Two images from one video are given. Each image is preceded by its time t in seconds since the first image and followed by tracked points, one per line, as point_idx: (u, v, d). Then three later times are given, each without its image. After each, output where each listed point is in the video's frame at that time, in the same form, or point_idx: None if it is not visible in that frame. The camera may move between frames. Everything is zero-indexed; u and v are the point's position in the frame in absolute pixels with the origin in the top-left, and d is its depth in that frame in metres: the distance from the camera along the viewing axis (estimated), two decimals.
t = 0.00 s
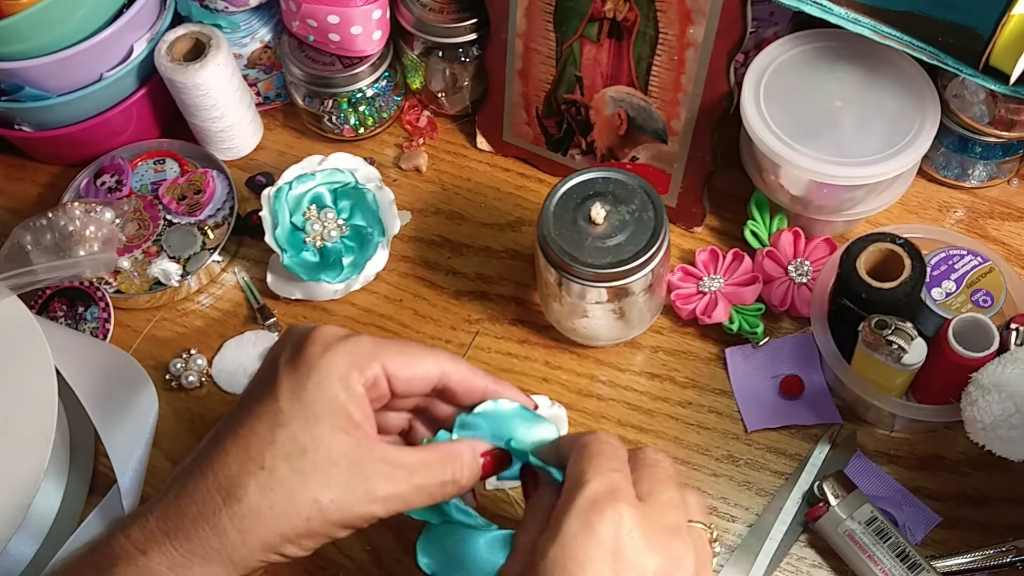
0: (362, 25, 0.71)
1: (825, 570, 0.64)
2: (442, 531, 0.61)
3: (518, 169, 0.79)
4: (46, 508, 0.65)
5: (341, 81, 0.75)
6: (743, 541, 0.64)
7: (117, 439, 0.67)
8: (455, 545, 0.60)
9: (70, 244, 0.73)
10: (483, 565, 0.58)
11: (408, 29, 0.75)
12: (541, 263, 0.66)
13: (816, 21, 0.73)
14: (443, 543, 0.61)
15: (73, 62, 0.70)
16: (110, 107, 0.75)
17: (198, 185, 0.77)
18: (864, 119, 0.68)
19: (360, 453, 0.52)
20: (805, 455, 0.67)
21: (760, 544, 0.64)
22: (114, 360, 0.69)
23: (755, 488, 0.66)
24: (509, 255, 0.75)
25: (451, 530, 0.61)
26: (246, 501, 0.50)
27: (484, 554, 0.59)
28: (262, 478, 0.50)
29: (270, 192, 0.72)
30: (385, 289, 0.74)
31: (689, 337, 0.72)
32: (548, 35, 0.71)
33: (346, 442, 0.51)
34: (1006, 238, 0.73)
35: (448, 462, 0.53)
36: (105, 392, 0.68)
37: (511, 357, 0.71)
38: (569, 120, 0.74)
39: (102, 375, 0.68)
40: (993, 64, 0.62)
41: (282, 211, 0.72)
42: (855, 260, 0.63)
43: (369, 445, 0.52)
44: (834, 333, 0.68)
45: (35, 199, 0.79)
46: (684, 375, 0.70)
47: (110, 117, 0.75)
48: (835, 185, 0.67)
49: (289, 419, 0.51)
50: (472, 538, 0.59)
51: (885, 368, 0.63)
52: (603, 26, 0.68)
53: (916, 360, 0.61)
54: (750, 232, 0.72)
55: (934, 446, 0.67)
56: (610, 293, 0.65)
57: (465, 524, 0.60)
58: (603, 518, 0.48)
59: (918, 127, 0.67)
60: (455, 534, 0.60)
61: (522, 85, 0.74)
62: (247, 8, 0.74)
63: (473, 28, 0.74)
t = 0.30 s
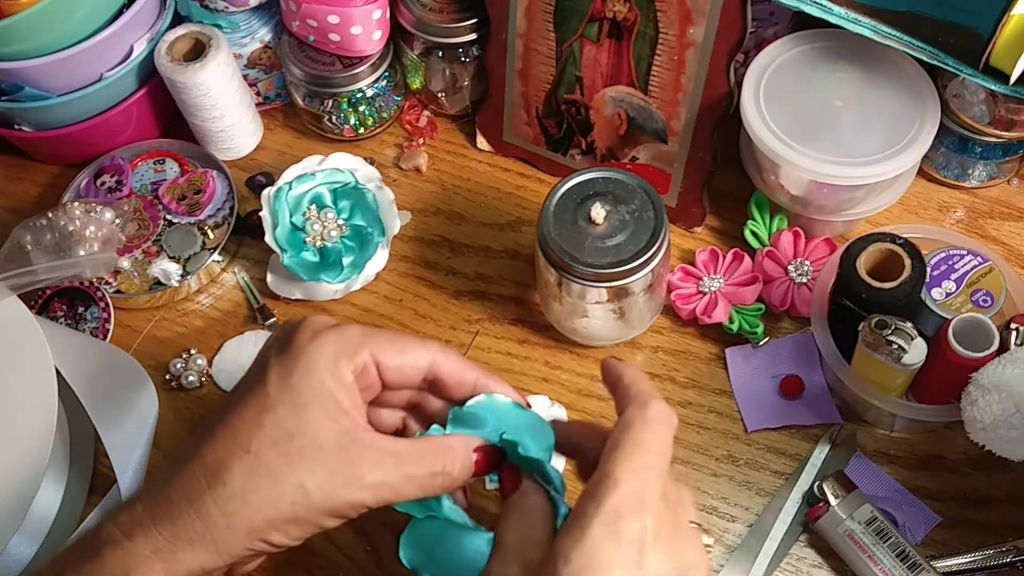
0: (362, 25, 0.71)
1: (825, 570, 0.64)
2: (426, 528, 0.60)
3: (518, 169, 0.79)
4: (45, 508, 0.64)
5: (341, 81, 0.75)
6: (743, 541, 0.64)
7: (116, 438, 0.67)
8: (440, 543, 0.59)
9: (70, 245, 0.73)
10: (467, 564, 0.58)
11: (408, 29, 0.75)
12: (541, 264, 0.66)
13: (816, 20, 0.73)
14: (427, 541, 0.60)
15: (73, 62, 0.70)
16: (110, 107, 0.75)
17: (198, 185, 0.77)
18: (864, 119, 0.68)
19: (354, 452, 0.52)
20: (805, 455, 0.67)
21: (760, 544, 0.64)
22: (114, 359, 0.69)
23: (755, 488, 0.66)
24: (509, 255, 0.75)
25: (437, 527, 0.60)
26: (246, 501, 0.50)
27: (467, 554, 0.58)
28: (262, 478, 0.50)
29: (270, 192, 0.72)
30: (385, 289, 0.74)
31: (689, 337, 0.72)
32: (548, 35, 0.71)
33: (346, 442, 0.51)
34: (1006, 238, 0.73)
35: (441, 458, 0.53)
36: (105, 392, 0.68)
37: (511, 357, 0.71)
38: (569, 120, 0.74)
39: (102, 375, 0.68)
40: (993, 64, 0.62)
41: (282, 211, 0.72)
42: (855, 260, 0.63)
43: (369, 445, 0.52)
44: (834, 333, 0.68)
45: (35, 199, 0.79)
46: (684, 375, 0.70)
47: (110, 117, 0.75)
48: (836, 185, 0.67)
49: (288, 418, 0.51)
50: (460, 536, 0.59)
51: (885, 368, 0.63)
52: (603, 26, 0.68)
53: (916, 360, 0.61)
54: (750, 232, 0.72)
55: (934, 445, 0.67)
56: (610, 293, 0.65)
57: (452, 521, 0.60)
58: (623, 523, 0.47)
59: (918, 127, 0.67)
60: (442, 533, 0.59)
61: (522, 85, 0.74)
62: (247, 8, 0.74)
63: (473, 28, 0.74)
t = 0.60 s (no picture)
0: (362, 25, 0.71)
1: (825, 570, 0.64)
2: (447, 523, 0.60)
3: (518, 169, 0.79)
4: (45, 508, 0.65)
5: (341, 81, 0.75)
6: (743, 541, 0.64)
7: (116, 439, 0.67)
8: (462, 537, 0.59)
9: (70, 245, 0.73)
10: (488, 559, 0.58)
11: (408, 29, 0.75)
12: (541, 263, 0.66)
13: (816, 20, 0.73)
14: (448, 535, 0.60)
15: (73, 62, 0.70)
16: (110, 107, 0.75)
17: (198, 185, 0.77)
18: (864, 119, 0.68)
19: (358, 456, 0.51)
20: (806, 455, 0.67)
21: (760, 544, 0.64)
22: (114, 360, 0.69)
23: (755, 488, 0.66)
24: (509, 255, 0.75)
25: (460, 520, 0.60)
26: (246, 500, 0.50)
27: (490, 549, 0.58)
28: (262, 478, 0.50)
29: (270, 192, 0.72)
30: (386, 289, 0.74)
31: (689, 337, 0.72)
32: (548, 35, 0.71)
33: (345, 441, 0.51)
34: (1006, 238, 0.73)
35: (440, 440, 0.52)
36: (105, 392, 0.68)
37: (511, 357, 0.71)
38: (569, 120, 0.74)
39: (102, 375, 0.68)
40: (993, 64, 0.62)
41: (282, 211, 0.72)
42: (855, 260, 0.63)
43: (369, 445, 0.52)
44: (834, 333, 0.68)
45: (35, 200, 0.79)
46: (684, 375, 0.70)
47: (110, 117, 0.75)
48: (836, 185, 0.67)
49: (288, 418, 0.51)
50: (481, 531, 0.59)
51: (885, 368, 0.63)
52: (603, 26, 0.68)
53: (916, 360, 0.61)
54: (750, 232, 0.72)
55: (934, 446, 0.67)
56: (610, 293, 0.65)
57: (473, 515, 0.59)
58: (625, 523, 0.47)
59: (918, 127, 0.67)
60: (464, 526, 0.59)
61: (522, 85, 0.74)
62: (247, 8, 0.74)
63: (473, 28, 0.74)
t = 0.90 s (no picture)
0: (362, 25, 0.71)
1: (825, 570, 0.64)
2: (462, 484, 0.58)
3: (518, 169, 0.79)
4: (45, 508, 0.64)
5: (341, 81, 0.75)
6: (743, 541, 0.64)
7: (116, 439, 0.67)
8: (475, 502, 0.57)
9: (70, 245, 0.73)
10: (496, 529, 0.55)
11: (408, 29, 0.75)
12: (541, 263, 0.66)
13: (816, 20, 0.73)
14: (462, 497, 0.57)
15: (73, 62, 0.70)
16: (110, 107, 0.75)
17: (198, 185, 0.77)
18: (864, 119, 0.68)
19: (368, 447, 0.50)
20: (805, 455, 0.67)
21: (760, 544, 0.64)
22: (114, 360, 0.69)
23: (755, 488, 0.66)
24: (509, 255, 0.75)
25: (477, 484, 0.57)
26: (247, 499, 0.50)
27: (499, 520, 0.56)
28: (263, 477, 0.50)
29: (270, 192, 0.72)
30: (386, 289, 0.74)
31: (689, 337, 0.72)
32: (548, 35, 0.71)
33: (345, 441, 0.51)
34: (1006, 238, 0.73)
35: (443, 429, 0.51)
36: (105, 393, 0.68)
37: (511, 357, 0.71)
38: (569, 120, 0.74)
39: (102, 375, 0.68)
40: (993, 64, 0.62)
41: (282, 210, 0.72)
42: (855, 260, 0.63)
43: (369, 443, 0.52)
44: (834, 333, 0.68)
45: (35, 200, 0.79)
46: (684, 375, 0.70)
47: (110, 118, 0.75)
48: (835, 185, 0.67)
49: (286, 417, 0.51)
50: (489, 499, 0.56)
51: (885, 368, 0.63)
52: (603, 26, 0.68)
53: (916, 360, 0.61)
54: (750, 232, 0.72)
55: (934, 445, 0.67)
56: (610, 293, 0.65)
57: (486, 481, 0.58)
58: (632, 525, 0.48)
59: (918, 127, 0.67)
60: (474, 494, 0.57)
61: (522, 85, 0.74)
62: (247, 8, 0.74)
63: (473, 28, 0.74)
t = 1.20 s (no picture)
0: (362, 25, 0.71)
1: (825, 570, 0.64)
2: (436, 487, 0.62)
3: (518, 169, 0.79)
4: (45, 507, 0.64)
5: (341, 81, 0.75)
6: (743, 541, 0.64)
7: (116, 439, 0.67)
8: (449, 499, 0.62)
9: (70, 244, 0.73)
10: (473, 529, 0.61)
11: (408, 29, 0.75)
12: (541, 263, 0.66)
13: (816, 20, 0.73)
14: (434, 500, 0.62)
15: (73, 62, 0.70)
16: (110, 107, 0.75)
17: (198, 185, 0.77)
18: (864, 119, 0.68)
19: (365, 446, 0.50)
20: (805, 455, 0.67)
21: (760, 544, 0.64)
22: (114, 359, 0.69)
23: (755, 488, 0.66)
24: (509, 255, 0.75)
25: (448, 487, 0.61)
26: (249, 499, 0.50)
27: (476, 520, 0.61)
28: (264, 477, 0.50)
29: (270, 192, 0.72)
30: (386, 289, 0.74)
31: (689, 337, 0.72)
32: (548, 35, 0.71)
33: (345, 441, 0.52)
34: (1006, 238, 0.73)
35: (421, 426, 0.52)
36: (105, 393, 0.68)
37: (511, 357, 0.71)
38: (569, 120, 0.74)
39: (102, 375, 0.68)
40: (993, 64, 0.62)
41: (282, 211, 0.72)
42: (855, 260, 0.63)
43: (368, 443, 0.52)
44: (834, 333, 0.68)
45: (35, 200, 0.79)
46: (684, 375, 0.70)
47: (110, 117, 0.75)
48: (835, 185, 0.67)
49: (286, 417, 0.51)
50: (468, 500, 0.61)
51: (885, 368, 0.63)
52: (603, 26, 0.68)
53: (916, 360, 0.61)
54: (750, 232, 0.72)
55: (934, 446, 0.67)
56: (610, 293, 0.65)
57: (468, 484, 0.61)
58: (606, 524, 0.48)
59: (918, 127, 0.67)
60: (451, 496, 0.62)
61: (522, 85, 0.74)
62: (247, 8, 0.74)
63: (473, 28, 0.74)
